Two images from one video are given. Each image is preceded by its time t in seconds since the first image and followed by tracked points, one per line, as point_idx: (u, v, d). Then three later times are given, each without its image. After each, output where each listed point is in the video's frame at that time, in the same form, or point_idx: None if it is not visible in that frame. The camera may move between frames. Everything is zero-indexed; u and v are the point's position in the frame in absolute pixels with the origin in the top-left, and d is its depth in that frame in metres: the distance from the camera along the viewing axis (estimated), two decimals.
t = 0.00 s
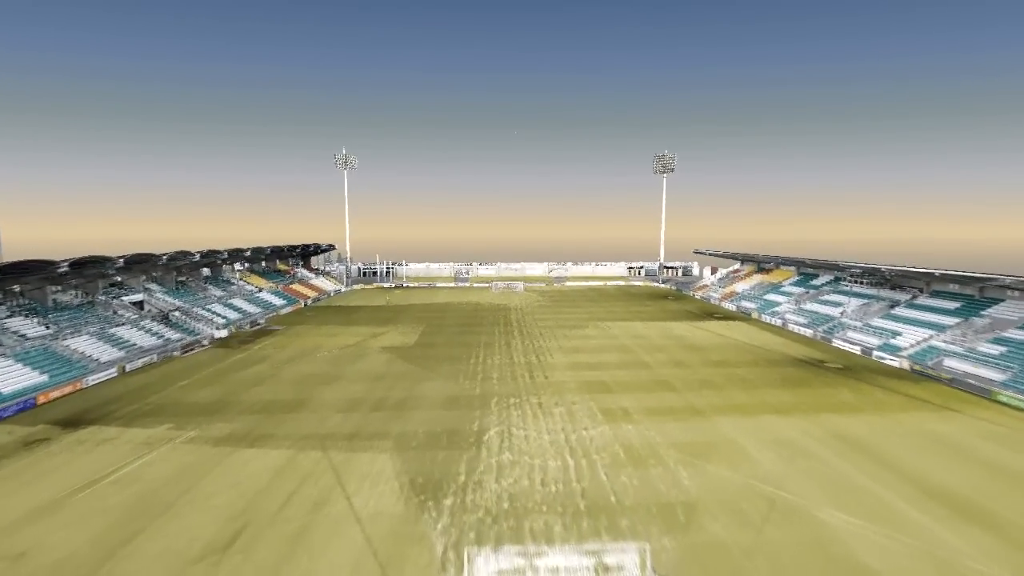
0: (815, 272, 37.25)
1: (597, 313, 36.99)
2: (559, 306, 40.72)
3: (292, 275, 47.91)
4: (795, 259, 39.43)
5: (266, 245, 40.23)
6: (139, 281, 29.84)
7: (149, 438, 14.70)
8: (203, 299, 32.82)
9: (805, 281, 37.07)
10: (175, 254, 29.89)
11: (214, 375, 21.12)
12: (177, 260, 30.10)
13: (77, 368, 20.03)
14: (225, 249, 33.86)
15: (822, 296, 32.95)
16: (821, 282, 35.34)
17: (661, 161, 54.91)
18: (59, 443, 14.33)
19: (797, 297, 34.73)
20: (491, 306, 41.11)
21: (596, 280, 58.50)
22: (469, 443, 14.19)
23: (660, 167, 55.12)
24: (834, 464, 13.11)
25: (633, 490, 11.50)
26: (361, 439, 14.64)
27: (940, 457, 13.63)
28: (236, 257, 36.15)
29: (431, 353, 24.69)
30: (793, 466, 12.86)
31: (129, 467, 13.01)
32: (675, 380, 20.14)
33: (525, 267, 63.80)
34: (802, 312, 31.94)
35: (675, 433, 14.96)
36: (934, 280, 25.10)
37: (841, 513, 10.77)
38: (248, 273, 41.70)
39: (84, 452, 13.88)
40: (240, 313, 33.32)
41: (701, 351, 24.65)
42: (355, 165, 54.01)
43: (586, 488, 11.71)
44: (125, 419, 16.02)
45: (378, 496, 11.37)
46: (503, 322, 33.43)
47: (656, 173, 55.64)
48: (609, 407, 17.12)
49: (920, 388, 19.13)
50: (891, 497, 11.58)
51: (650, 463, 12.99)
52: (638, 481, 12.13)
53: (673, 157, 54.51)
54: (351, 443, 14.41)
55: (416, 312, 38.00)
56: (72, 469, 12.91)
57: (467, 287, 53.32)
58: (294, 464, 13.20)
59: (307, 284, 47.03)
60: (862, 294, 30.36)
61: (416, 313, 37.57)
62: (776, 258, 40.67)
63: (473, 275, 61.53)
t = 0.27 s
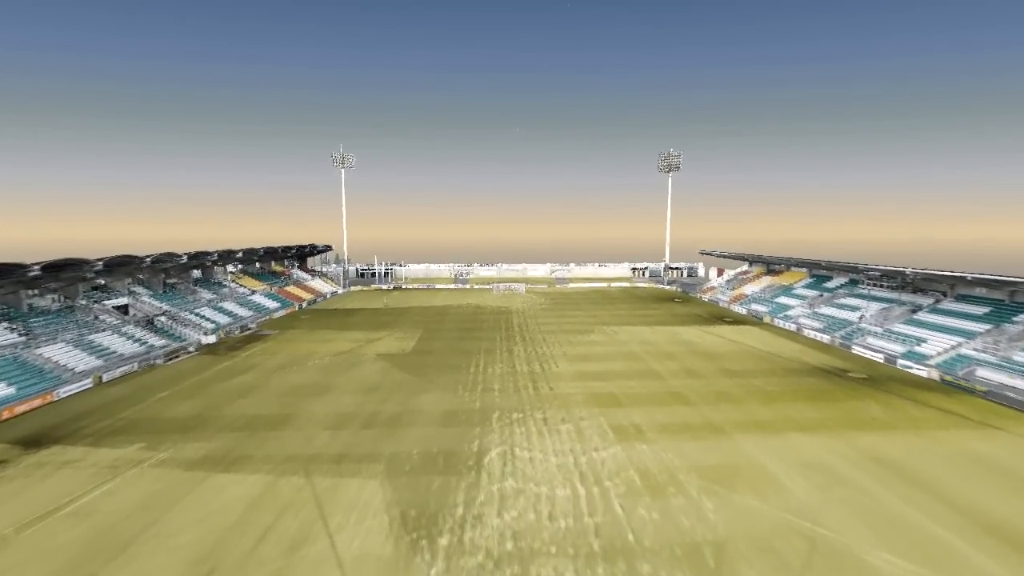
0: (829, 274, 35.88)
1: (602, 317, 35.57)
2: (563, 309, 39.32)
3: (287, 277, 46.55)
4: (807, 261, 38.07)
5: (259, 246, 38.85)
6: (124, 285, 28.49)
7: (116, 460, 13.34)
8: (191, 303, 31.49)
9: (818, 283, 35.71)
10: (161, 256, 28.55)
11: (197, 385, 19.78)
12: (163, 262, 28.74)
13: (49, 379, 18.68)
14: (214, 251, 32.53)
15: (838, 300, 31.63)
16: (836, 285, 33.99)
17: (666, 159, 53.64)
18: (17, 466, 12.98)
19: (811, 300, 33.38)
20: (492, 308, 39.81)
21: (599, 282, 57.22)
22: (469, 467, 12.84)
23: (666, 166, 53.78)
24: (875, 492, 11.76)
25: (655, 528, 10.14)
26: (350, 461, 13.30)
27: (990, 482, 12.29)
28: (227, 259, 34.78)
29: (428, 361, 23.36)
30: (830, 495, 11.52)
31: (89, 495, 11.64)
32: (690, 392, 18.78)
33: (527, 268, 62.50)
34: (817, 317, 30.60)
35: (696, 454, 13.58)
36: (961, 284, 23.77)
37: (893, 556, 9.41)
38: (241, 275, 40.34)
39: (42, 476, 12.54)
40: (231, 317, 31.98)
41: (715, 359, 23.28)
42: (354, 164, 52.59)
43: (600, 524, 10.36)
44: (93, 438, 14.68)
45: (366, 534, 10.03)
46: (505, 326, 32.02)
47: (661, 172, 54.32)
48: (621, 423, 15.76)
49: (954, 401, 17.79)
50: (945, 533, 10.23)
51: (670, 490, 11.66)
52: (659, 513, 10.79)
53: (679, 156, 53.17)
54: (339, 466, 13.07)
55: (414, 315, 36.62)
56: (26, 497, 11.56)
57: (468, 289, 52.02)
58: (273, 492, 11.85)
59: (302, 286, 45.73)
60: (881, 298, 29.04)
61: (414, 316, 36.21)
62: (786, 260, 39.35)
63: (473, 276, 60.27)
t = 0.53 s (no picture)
0: (844, 277, 34.50)
1: (608, 321, 34.13)
2: (567, 312, 37.91)
3: (282, 279, 45.16)
4: (821, 262, 36.61)
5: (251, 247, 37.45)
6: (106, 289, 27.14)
7: (76, 487, 11.98)
8: (179, 307, 30.14)
9: (834, 286, 34.27)
10: (146, 258, 27.20)
11: (177, 398, 18.43)
12: (148, 265, 27.35)
13: (15, 392, 17.30)
14: (203, 253, 31.17)
15: (855, 304, 30.23)
16: (852, 289, 32.56)
17: (672, 158, 52.27)
18: None
19: (827, 304, 31.94)
20: (493, 312, 38.46)
21: (602, 283, 55.86)
22: (468, 496, 11.47)
23: (672, 165, 52.35)
24: (926, 527, 10.39)
25: None
26: (336, 488, 11.94)
27: None
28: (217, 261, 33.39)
29: (426, 370, 22.00)
30: (877, 533, 10.12)
31: (38, 531, 10.29)
32: (707, 407, 17.37)
33: (529, 269, 61.14)
34: (834, 322, 29.16)
35: (720, 481, 12.20)
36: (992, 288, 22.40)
37: None
38: (233, 278, 38.95)
39: None
40: (220, 321, 30.63)
41: (731, 369, 21.88)
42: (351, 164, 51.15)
43: (618, 570, 9.00)
44: (55, 460, 13.33)
45: None
46: (507, 332, 30.59)
47: (667, 171, 52.92)
48: (635, 443, 14.37)
49: (994, 416, 16.42)
50: None
51: (696, 526, 10.29)
52: (685, 555, 9.42)
53: (686, 154, 51.73)
54: (323, 494, 11.70)
55: (412, 320, 35.18)
56: None
57: (468, 291, 50.68)
58: (247, 527, 10.50)
59: (298, 288, 44.40)
60: (902, 302, 27.65)
61: (412, 320, 34.80)
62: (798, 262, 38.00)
63: (474, 278, 58.94)
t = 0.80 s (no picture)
0: (860, 279, 33.12)
1: (614, 325, 32.79)
2: (571, 316, 36.52)
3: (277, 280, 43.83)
4: (835, 264, 35.19)
5: (243, 248, 36.06)
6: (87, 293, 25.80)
7: (25, 522, 10.64)
8: (165, 311, 28.81)
9: (850, 289, 32.83)
10: (129, 261, 25.86)
11: (153, 413, 17.09)
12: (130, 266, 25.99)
13: None
14: (191, 254, 29.82)
15: (874, 308, 28.85)
16: (870, 292, 31.13)
17: (678, 156, 50.91)
18: None
19: (844, 308, 30.51)
20: (494, 315, 37.13)
21: (606, 285, 54.53)
22: (466, 535, 10.11)
23: (678, 163, 50.97)
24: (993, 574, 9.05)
25: None
26: (317, 524, 10.60)
27: None
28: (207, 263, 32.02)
29: (423, 380, 20.64)
30: None
31: None
32: (727, 425, 15.98)
33: (531, 270, 59.84)
34: (852, 327, 27.75)
35: (751, 515, 10.85)
36: None
37: None
38: (224, 280, 37.57)
39: None
40: (209, 326, 29.30)
41: (748, 380, 20.49)
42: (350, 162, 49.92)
43: None
44: (8, 488, 12.00)
45: None
46: (510, 336, 29.23)
47: (673, 169, 51.57)
48: (651, 468, 13.00)
49: None
50: None
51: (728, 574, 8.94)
52: None
53: (693, 152, 50.33)
54: (303, 531, 10.36)
55: (410, 323, 33.83)
56: None
57: (469, 292, 49.39)
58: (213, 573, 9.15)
59: (293, 290, 43.09)
60: (925, 306, 26.27)
61: (410, 324, 33.43)
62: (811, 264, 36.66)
63: (475, 279, 57.65)
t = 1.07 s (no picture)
0: (877, 282, 31.73)
1: (620, 330, 31.42)
2: (575, 319, 35.18)
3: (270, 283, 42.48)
4: (849, 266, 33.81)
5: (234, 250, 34.70)
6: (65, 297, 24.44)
7: None
8: (150, 316, 27.46)
9: (865, 292, 31.48)
10: (110, 263, 24.50)
11: (124, 429, 15.73)
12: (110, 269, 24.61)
13: None
14: (177, 256, 28.47)
15: (894, 313, 27.44)
16: (888, 296, 29.76)
17: (684, 154, 49.53)
18: None
19: (861, 313, 29.13)
20: (495, 318, 35.79)
21: (610, 287, 53.22)
22: None
23: (683, 162, 49.62)
24: None
25: None
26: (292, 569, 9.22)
27: None
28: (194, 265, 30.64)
29: (418, 393, 19.25)
30: None
31: None
32: (749, 444, 14.63)
33: (532, 272, 58.56)
34: (872, 333, 26.39)
35: (787, 558, 9.50)
36: None
37: None
38: (215, 282, 36.23)
39: None
40: (196, 332, 27.94)
41: (767, 392, 19.12)
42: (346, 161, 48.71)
43: None
44: None
45: None
46: (511, 342, 27.86)
47: (679, 168, 50.23)
48: (670, 498, 11.64)
49: None
50: None
51: None
52: None
53: (699, 151, 48.96)
54: None
55: (407, 328, 32.46)
56: None
57: (468, 295, 48.10)
58: None
59: (287, 293, 41.78)
60: (950, 312, 24.87)
61: (407, 328, 32.07)
62: (824, 266, 35.28)
63: (475, 281, 56.37)
